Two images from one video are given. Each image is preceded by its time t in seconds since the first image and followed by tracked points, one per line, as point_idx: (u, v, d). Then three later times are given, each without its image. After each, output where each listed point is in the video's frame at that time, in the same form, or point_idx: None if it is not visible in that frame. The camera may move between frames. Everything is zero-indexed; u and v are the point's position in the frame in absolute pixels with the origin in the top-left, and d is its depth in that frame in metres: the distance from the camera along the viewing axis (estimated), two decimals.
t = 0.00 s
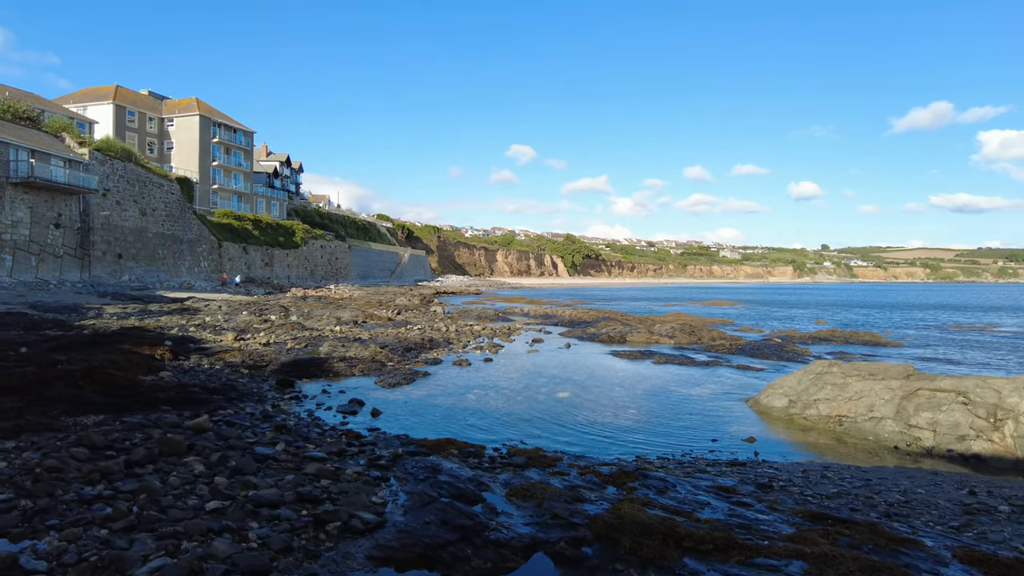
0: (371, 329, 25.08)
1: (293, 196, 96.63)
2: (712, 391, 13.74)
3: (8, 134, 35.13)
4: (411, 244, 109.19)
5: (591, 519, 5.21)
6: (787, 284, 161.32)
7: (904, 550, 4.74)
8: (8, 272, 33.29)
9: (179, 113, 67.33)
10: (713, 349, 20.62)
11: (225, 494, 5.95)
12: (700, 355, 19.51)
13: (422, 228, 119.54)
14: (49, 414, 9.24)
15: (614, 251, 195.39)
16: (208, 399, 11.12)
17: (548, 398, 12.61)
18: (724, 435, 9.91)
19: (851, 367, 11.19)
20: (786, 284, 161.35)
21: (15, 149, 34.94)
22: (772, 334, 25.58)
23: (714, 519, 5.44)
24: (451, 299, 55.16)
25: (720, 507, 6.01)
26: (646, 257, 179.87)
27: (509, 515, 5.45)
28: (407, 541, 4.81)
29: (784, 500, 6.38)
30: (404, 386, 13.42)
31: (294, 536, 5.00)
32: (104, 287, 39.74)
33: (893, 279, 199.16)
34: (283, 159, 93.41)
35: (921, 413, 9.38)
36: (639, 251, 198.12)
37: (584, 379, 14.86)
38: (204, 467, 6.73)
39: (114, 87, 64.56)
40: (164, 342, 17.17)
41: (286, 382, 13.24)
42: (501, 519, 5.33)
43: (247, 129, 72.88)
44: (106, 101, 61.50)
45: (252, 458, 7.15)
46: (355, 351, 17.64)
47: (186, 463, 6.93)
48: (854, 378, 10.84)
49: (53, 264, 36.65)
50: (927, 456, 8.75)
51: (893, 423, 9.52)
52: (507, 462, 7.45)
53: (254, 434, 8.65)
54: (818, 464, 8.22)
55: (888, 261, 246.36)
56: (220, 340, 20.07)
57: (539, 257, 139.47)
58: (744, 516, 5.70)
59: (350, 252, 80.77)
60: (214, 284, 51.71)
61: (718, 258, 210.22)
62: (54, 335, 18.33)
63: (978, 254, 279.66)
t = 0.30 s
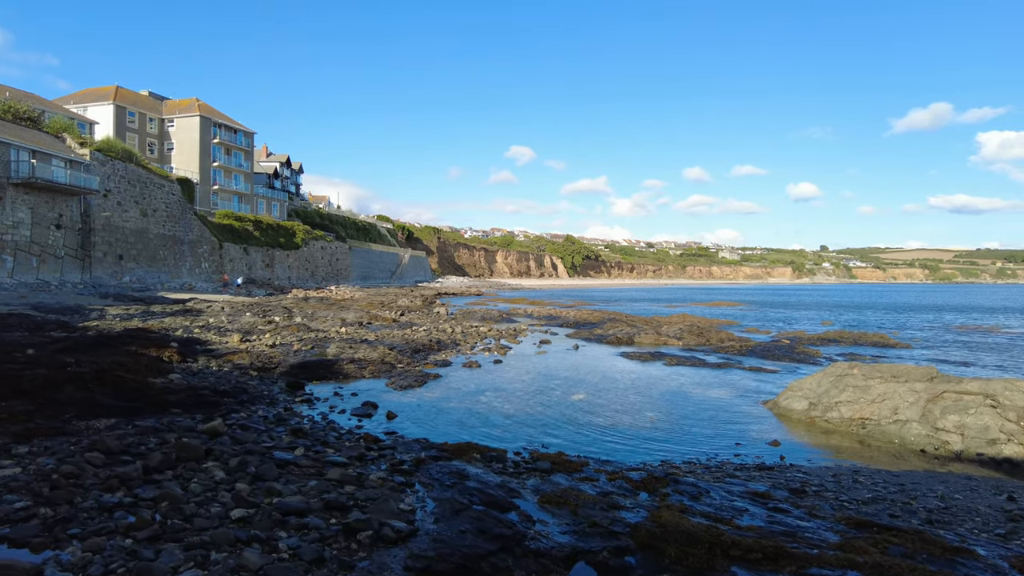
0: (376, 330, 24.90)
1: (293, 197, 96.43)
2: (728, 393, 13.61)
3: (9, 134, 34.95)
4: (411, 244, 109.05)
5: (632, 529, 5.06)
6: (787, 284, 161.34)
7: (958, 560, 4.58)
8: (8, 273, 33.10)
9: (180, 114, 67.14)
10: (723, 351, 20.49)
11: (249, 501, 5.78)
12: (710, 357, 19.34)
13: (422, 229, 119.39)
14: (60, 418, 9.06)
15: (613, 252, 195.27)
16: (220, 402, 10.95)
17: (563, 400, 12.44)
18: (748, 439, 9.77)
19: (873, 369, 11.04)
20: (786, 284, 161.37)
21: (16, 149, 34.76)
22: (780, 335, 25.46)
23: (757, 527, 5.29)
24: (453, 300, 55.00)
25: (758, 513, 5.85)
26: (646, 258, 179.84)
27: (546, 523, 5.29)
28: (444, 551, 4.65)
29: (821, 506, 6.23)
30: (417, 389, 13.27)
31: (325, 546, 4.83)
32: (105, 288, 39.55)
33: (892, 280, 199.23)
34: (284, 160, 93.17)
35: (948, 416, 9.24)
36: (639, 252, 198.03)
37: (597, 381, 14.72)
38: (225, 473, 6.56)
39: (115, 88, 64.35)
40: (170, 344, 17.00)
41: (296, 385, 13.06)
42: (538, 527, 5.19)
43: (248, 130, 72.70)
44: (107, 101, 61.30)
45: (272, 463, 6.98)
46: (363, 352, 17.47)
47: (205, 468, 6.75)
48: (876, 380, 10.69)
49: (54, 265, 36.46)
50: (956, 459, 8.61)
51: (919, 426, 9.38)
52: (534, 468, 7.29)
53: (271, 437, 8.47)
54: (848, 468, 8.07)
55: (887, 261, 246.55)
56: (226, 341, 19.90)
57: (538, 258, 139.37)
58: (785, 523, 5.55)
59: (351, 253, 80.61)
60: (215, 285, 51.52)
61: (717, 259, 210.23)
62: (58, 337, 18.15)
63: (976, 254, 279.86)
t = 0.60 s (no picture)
0: (382, 331, 24.71)
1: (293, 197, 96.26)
2: (744, 394, 13.46)
3: (11, 134, 34.78)
4: (412, 245, 108.77)
5: (675, 534, 4.93)
6: (786, 285, 161.27)
7: (1017, 567, 4.43)
8: (10, 274, 32.92)
9: (180, 114, 66.96)
10: (733, 352, 20.32)
11: (276, 505, 5.62)
12: (721, 357, 19.14)
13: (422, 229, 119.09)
14: (71, 420, 8.90)
15: (613, 253, 195.14)
16: (232, 403, 10.77)
17: (577, 401, 12.26)
18: (772, 441, 9.62)
19: (894, 369, 10.88)
20: (785, 285, 161.30)
21: (17, 149, 34.57)
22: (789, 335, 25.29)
23: (801, 531, 5.14)
24: (455, 301, 54.78)
25: (798, 517, 5.70)
26: (645, 258, 179.74)
27: (584, 528, 5.15)
28: (484, 557, 4.50)
29: (860, 509, 6.06)
30: (429, 389, 13.10)
31: (359, 551, 4.68)
32: (106, 288, 39.35)
33: (892, 281, 199.12)
34: (284, 160, 92.93)
35: (976, 417, 9.08)
36: (638, 252, 197.98)
37: (610, 381, 14.55)
38: (247, 476, 6.39)
39: (115, 88, 64.16)
40: (177, 344, 16.82)
41: (307, 385, 12.89)
42: (578, 532, 5.06)
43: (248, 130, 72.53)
44: (107, 102, 61.12)
45: (294, 466, 6.81)
46: (372, 352, 17.32)
47: (225, 471, 6.57)
48: (898, 380, 10.54)
49: (55, 265, 36.26)
50: (986, 461, 8.46)
51: (945, 427, 9.22)
52: (561, 471, 7.13)
53: (288, 439, 8.30)
54: (879, 470, 7.93)
55: (886, 262, 246.57)
56: (232, 342, 19.73)
57: (538, 258, 139.20)
58: (827, 526, 5.41)
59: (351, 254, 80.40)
60: (217, 286, 51.31)
61: (716, 260, 210.19)
62: (63, 337, 17.98)
63: (975, 255, 279.99)
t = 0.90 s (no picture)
0: (389, 331, 24.50)
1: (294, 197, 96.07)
2: (762, 395, 13.30)
3: (13, 134, 34.58)
4: (413, 245, 108.55)
5: (725, 541, 4.78)
6: (786, 285, 161.10)
7: None
8: (12, 274, 32.74)
9: (182, 113, 66.77)
10: (745, 352, 20.16)
11: (305, 511, 5.45)
12: (734, 358, 18.92)
13: (423, 229, 118.82)
14: (86, 423, 8.72)
15: (614, 254, 194.93)
16: (247, 404, 10.59)
17: (595, 403, 12.12)
18: (798, 444, 9.47)
19: (919, 370, 10.72)
20: (785, 285, 161.12)
21: (19, 148, 34.37)
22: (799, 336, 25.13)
23: (852, 538, 4.97)
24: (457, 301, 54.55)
25: (843, 522, 5.53)
26: (645, 258, 179.54)
27: (628, 536, 4.98)
28: (531, 567, 4.36)
29: (905, 514, 5.89)
30: (444, 390, 12.92)
31: (398, 561, 4.51)
32: (109, 288, 39.16)
33: (893, 281, 198.75)
34: (286, 160, 92.67)
35: (1007, 419, 8.91)
36: (638, 253, 197.73)
37: (625, 383, 14.39)
38: (271, 482, 6.21)
39: (116, 88, 63.98)
40: (185, 344, 16.67)
41: (320, 387, 12.70)
42: (622, 539, 4.91)
43: (250, 130, 72.36)
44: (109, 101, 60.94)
45: (319, 470, 6.64)
46: (382, 353, 17.14)
47: (249, 476, 6.39)
48: (924, 382, 10.37)
49: (57, 265, 36.06)
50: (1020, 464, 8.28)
51: (975, 429, 9.06)
52: (592, 475, 6.96)
53: (309, 443, 8.11)
54: (913, 473, 7.77)
55: (886, 262, 246.50)
56: (239, 342, 19.54)
57: (539, 259, 138.99)
58: (876, 533, 5.25)
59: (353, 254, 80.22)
60: (219, 286, 51.12)
61: (716, 260, 210.06)
62: (70, 338, 17.80)
63: (975, 255, 279.88)
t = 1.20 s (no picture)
0: (395, 331, 24.31)
1: (296, 197, 95.92)
2: (779, 395, 13.19)
3: (16, 133, 34.38)
4: (414, 245, 108.34)
5: (779, 544, 4.67)
6: (786, 286, 161.00)
7: None
8: (15, 273, 32.56)
9: (183, 112, 66.55)
10: (756, 352, 20.06)
11: (339, 513, 5.32)
12: (746, 358, 18.76)
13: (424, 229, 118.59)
14: (103, 424, 8.58)
15: (614, 253, 194.75)
16: (263, 404, 10.44)
17: (613, 403, 12.02)
18: (824, 444, 9.35)
19: (943, 370, 10.60)
20: (785, 286, 161.02)
21: (22, 147, 34.16)
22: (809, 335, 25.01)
23: (905, 541, 4.87)
24: (460, 301, 54.41)
25: (890, 524, 5.42)
26: (645, 258, 179.32)
27: (676, 539, 4.89)
28: (583, 571, 4.27)
29: (951, 516, 5.77)
30: (459, 390, 12.78)
31: (444, 565, 4.37)
32: (111, 288, 39.01)
33: (894, 281, 198.55)
34: (287, 159, 92.39)
35: None
36: (638, 253, 197.59)
37: (640, 383, 14.25)
38: (300, 484, 6.06)
39: (118, 86, 63.74)
40: (195, 344, 16.52)
41: (334, 387, 12.54)
42: (671, 542, 4.82)
43: (251, 129, 72.15)
44: (110, 100, 60.72)
45: (348, 471, 6.50)
46: (394, 352, 17.02)
47: (275, 477, 6.23)
48: (950, 382, 10.25)
49: (60, 264, 35.90)
50: None
51: (1006, 430, 8.96)
52: (625, 477, 6.84)
53: (332, 443, 7.97)
54: (947, 474, 7.66)
55: (886, 262, 246.46)
56: (248, 341, 19.39)
57: (539, 259, 138.88)
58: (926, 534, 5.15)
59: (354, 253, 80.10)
60: (221, 285, 50.97)
61: (716, 260, 209.99)
62: (77, 337, 17.64)
63: (975, 256, 279.87)
